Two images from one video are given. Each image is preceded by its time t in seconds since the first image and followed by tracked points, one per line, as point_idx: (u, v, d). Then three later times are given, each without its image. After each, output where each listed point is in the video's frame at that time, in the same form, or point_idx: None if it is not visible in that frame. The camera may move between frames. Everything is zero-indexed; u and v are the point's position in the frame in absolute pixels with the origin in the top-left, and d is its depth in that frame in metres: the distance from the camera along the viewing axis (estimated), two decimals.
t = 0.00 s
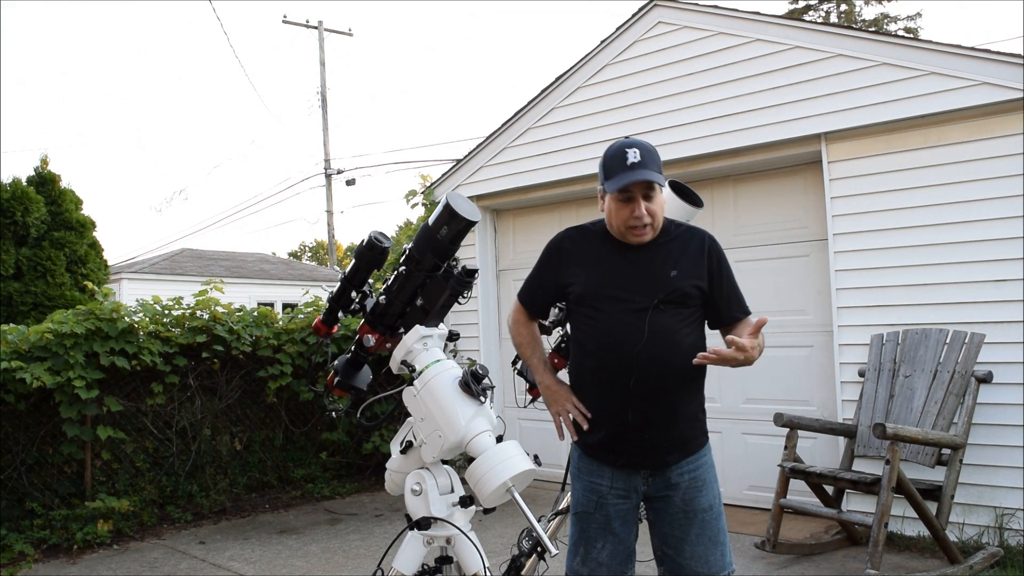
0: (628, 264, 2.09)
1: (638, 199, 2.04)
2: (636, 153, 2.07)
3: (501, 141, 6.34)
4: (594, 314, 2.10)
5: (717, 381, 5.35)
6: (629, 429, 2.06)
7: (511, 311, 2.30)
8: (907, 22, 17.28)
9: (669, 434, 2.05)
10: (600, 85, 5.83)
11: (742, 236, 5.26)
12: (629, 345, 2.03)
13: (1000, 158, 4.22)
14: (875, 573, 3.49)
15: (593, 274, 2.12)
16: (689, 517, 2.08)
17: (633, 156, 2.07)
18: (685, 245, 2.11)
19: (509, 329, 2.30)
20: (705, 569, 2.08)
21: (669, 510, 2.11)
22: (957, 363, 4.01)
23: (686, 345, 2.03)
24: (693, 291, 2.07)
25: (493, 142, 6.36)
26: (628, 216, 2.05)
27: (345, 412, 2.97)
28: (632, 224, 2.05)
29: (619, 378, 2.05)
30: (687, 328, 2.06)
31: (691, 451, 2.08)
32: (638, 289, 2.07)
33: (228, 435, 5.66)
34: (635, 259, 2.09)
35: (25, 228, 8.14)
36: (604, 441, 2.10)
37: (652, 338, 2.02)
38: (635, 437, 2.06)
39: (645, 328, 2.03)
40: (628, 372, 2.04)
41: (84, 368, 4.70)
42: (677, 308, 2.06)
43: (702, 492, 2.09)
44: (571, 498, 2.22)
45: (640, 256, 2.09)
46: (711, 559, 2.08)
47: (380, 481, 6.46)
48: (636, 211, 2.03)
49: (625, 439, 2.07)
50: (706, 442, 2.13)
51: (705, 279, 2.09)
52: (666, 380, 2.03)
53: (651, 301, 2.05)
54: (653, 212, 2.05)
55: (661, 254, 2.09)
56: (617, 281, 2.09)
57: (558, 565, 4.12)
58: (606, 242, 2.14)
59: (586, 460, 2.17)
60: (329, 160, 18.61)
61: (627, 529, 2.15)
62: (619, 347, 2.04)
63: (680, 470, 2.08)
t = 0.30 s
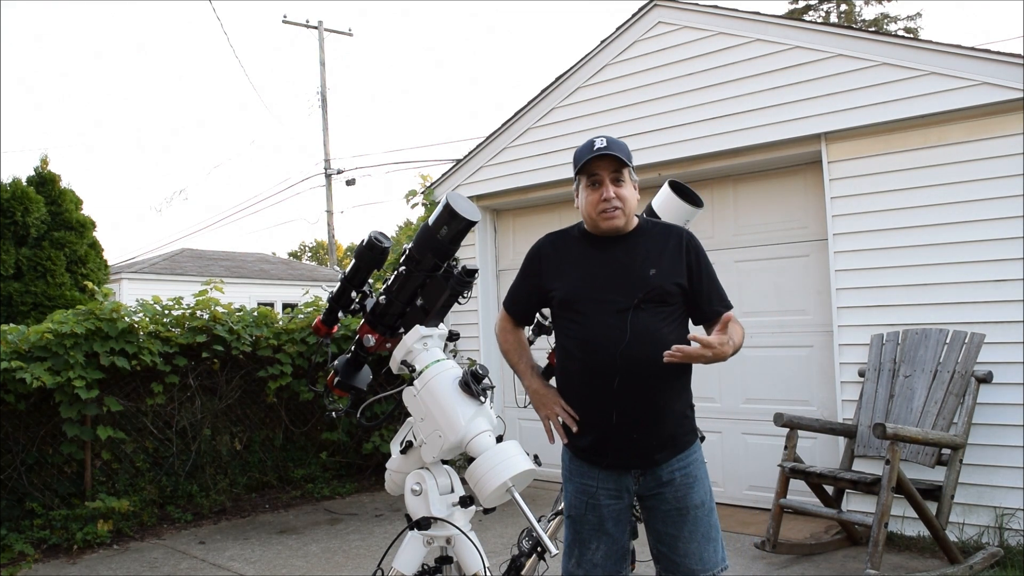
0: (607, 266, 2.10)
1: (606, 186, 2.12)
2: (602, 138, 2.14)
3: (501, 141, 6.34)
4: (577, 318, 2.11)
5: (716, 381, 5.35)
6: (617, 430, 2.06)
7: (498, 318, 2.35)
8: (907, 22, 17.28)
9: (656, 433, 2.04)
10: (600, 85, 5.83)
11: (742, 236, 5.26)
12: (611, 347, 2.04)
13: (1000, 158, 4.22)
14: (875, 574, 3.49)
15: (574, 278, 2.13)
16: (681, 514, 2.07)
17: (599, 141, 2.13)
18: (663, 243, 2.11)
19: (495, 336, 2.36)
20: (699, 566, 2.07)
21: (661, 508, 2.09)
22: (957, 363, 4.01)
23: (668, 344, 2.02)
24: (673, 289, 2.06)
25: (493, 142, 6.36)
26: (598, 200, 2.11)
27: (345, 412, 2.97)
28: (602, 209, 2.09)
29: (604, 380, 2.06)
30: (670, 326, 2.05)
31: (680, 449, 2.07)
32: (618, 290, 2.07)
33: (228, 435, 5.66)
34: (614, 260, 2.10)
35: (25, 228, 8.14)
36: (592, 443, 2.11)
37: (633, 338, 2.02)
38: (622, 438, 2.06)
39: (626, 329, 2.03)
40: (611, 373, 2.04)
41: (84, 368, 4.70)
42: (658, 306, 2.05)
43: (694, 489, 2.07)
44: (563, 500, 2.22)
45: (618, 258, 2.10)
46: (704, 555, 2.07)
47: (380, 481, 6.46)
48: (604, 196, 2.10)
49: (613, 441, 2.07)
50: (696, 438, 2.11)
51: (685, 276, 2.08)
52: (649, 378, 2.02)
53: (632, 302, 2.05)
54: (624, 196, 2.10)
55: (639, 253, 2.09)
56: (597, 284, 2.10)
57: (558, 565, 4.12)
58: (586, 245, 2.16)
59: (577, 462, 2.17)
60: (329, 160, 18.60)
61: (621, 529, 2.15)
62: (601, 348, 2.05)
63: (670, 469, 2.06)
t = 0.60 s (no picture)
0: (598, 267, 2.10)
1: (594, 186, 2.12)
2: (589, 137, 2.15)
3: (501, 141, 6.34)
4: (571, 320, 2.12)
5: (717, 381, 5.35)
6: (613, 431, 2.06)
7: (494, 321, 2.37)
8: (907, 22, 17.28)
9: (651, 432, 2.04)
10: (600, 85, 5.83)
11: (742, 236, 5.26)
12: (605, 348, 2.04)
13: (1000, 158, 4.22)
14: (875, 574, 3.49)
15: (566, 280, 2.14)
16: (680, 514, 2.06)
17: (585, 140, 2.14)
18: (653, 241, 2.10)
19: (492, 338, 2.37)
20: (699, 565, 2.06)
21: (659, 507, 2.09)
22: (957, 363, 4.01)
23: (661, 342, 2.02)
24: (664, 287, 2.05)
25: (493, 142, 6.36)
26: (585, 200, 2.11)
27: (345, 412, 2.97)
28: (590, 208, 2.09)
29: (599, 382, 2.06)
30: (663, 325, 2.04)
31: (677, 447, 2.07)
32: (610, 291, 2.07)
33: (228, 435, 5.66)
34: (604, 261, 2.10)
35: (25, 228, 8.14)
36: (589, 444, 2.11)
37: (626, 338, 2.02)
38: (618, 439, 2.06)
39: (619, 329, 2.03)
40: (606, 374, 2.05)
41: (84, 368, 4.70)
42: (650, 305, 2.05)
43: (692, 488, 2.07)
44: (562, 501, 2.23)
45: (609, 258, 2.10)
46: (704, 555, 2.06)
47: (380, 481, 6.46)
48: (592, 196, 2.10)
49: (609, 441, 2.08)
50: (693, 437, 2.11)
51: (677, 273, 2.07)
52: (642, 378, 2.02)
53: (623, 302, 2.05)
54: (611, 195, 2.10)
55: (631, 253, 2.09)
56: (589, 285, 2.10)
57: (558, 565, 4.12)
58: (577, 247, 2.16)
59: (575, 463, 2.18)
60: (329, 160, 18.60)
61: (620, 530, 2.15)
62: (595, 350, 2.06)
63: (668, 467, 2.06)
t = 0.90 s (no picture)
0: (598, 267, 2.10)
1: (595, 184, 2.11)
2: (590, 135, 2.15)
3: (501, 141, 6.34)
4: (571, 321, 2.11)
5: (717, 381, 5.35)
6: (615, 432, 2.06)
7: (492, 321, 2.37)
8: (907, 22, 17.29)
9: (653, 432, 2.04)
10: (600, 85, 5.83)
11: (742, 236, 5.26)
12: (605, 349, 2.04)
13: (1000, 158, 4.22)
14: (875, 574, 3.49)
15: (566, 280, 2.13)
16: (682, 512, 2.07)
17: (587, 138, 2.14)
18: (653, 240, 2.10)
19: (490, 338, 2.37)
20: (701, 563, 2.07)
21: (661, 506, 2.09)
22: (957, 363, 4.01)
23: (663, 342, 2.02)
24: (664, 287, 2.05)
25: (493, 142, 6.36)
26: (587, 198, 2.10)
27: (345, 412, 2.97)
28: (591, 206, 2.09)
29: (600, 383, 2.06)
30: (664, 324, 2.04)
31: (679, 446, 2.07)
32: (611, 291, 2.06)
33: (228, 435, 5.66)
34: (604, 262, 2.09)
35: (25, 228, 8.14)
36: (591, 446, 2.11)
37: (627, 338, 2.02)
38: (621, 440, 2.06)
39: (620, 330, 2.03)
40: (608, 375, 2.05)
41: (84, 368, 4.70)
42: (651, 305, 2.05)
43: (694, 486, 2.07)
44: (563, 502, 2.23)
45: (609, 259, 2.09)
46: (706, 553, 2.07)
47: (380, 481, 6.46)
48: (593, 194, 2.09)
49: (612, 443, 2.07)
50: (695, 435, 2.11)
51: (677, 272, 2.07)
52: (644, 378, 2.02)
53: (624, 302, 2.05)
54: (613, 193, 2.10)
55: (630, 253, 2.08)
56: (589, 286, 2.09)
57: (558, 565, 4.12)
58: (577, 247, 2.16)
59: (577, 464, 2.17)
60: (329, 160, 18.60)
61: (622, 530, 2.15)
62: (597, 351, 2.06)
63: (670, 467, 2.06)
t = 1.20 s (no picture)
0: (605, 270, 2.09)
1: (603, 185, 2.11)
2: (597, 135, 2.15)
3: (501, 141, 6.34)
4: (579, 324, 2.10)
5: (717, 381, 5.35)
6: (623, 436, 2.06)
7: (494, 321, 2.38)
8: (907, 22, 17.29)
9: (661, 436, 2.04)
10: (600, 85, 5.83)
11: (742, 236, 5.26)
12: (613, 352, 2.04)
13: (1000, 158, 4.22)
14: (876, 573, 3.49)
15: (573, 284, 2.12)
16: (691, 509, 2.07)
17: (595, 137, 2.14)
18: (660, 244, 2.10)
19: (492, 338, 2.38)
20: (710, 561, 2.07)
21: (670, 504, 2.09)
22: (957, 363, 4.00)
23: (670, 346, 2.03)
24: (673, 292, 2.05)
25: (493, 142, 6.36)
26: (594, 198, 2.10)
27: (345, 412, 2.97)
28: (598, 207, 2.08)
29: (608, 387, 2.06)
30: (671, 328, 2.05)
31: (685, 448, 2.07)
32: (619, 295, 2.06)
33: (228, 435, 5.66)
34: (612, 265, 2.09)
35: (25, 228, 8.14)
36: (598, 449, 2.10)
37: (636, 342, 2.02)
38: (628, 444, 2.06)
39: (629, 334, 2.03)
40: (616, 379, 2.04)
41: (84, 368, 4.70)
42: (659, 309, 2.05)
43: (702, 483, 2.07)
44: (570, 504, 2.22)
45: (617, 262, 2.08)
46: (714, 551, 2.07)
47: (380, 480, 6.46)
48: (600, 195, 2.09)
49: (620, 446, 2.07)
50: (701, 435, 2.12)
51: (684, 277, 2.07)
52: (652, 382, 2.03)
53: (634, 307, 2.04)
54: (620, 194, 2.10)
55: (639, 257, 2.08)
56: (597, 289, 2.08)
57: (559, 565, 4.12)
58: (584, 249, 2.15)
59: (584, 466, 2.17)
60: (329, 160, 18.59)
61: (629, 531, 2.15)
62: (605, 354, 2.05)
63: (677, 469, 2.07)
